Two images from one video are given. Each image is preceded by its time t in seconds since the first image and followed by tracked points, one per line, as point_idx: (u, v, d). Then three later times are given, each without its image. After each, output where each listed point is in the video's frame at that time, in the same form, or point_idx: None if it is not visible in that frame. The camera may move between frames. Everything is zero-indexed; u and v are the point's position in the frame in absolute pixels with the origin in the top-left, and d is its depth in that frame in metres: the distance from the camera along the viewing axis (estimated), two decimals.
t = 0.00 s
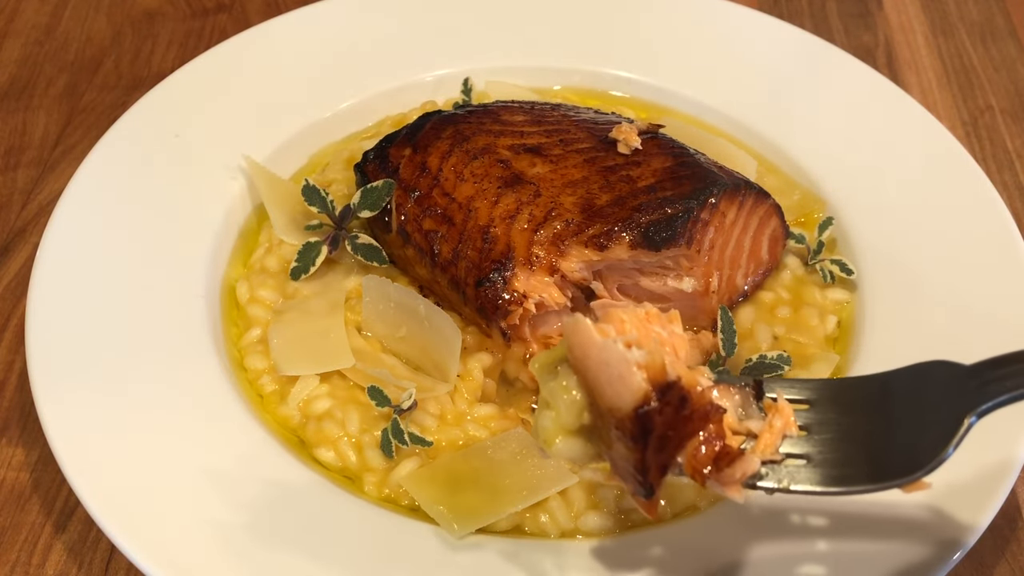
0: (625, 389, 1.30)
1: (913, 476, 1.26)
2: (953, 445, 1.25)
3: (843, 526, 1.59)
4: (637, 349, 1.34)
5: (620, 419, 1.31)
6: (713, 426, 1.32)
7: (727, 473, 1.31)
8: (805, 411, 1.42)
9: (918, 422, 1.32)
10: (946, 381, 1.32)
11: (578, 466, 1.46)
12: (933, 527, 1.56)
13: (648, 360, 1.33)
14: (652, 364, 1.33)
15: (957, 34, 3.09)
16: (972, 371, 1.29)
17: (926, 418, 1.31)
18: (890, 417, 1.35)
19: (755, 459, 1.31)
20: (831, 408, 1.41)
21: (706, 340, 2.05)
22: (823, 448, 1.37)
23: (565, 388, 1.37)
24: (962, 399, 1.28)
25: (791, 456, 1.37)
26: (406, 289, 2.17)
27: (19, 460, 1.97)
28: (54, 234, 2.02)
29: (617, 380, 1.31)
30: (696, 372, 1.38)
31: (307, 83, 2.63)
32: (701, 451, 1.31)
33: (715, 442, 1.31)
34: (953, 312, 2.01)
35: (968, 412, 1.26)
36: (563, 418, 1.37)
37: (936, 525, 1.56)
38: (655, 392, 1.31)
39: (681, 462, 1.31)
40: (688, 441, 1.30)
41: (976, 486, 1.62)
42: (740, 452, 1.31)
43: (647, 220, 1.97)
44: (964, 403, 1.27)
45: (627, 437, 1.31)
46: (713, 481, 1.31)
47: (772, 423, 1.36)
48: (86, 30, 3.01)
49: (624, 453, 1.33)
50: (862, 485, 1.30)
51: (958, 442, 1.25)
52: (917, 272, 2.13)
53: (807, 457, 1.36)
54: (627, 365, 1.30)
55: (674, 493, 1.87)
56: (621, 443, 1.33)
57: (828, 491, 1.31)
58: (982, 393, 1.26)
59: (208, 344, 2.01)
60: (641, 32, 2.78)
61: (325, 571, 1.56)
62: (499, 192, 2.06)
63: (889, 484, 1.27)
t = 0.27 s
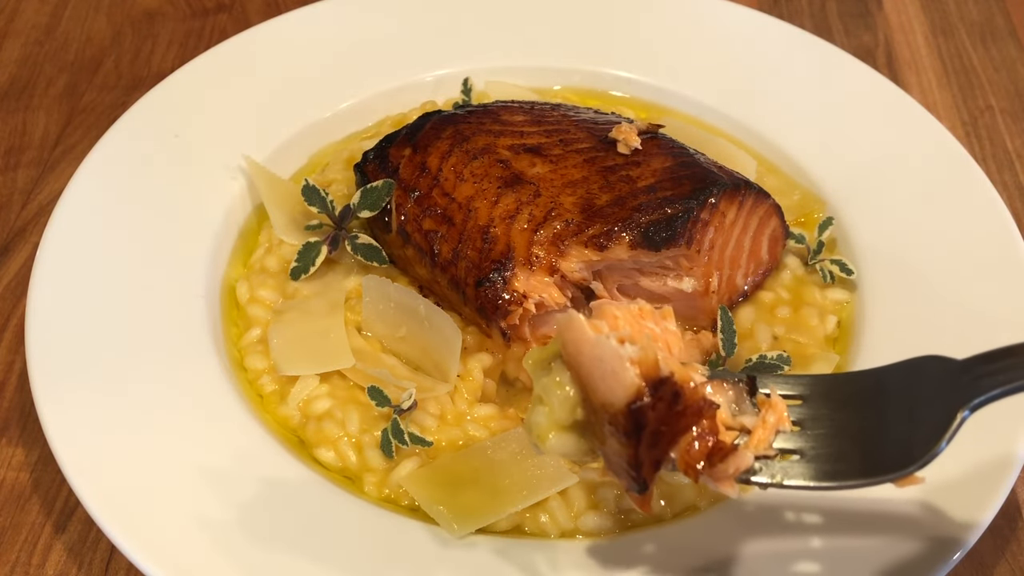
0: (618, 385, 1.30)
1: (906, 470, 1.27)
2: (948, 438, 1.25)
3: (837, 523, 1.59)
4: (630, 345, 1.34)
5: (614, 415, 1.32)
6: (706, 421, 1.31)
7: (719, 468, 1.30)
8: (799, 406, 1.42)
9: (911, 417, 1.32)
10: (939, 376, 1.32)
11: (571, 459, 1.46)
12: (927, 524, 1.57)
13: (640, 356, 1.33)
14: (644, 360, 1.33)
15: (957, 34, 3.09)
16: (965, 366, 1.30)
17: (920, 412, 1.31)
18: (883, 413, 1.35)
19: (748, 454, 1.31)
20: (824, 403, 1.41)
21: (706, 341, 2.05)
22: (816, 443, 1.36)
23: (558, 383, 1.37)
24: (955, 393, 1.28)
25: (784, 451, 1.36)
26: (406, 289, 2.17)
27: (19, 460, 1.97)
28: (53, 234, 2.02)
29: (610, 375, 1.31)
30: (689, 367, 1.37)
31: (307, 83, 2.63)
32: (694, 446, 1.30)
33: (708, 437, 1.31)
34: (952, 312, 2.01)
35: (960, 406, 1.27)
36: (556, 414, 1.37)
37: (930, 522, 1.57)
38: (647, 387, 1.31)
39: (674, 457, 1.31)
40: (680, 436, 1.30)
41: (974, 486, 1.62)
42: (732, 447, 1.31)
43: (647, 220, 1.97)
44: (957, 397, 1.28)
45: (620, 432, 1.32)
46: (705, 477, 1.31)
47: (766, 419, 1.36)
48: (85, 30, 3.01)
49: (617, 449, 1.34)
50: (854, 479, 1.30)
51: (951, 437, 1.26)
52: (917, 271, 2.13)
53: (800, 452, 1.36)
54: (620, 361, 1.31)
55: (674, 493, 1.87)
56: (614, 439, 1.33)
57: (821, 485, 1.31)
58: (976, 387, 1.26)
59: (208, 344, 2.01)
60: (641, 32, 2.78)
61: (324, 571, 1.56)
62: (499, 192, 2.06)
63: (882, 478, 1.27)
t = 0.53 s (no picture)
0: (614, 378, 1.30)
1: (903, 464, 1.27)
2: (943, 432, 1.26)
3: (834, 519, 1.61)
4: (625, 337, 1.34)
5: (610, 408, 1.32)
6: (703, 414, 1.33)
7: (715, 461, 1.32)
8: (794, 399, 1.41)
9: (907, 410, 1.32)
10: (934, 369, 1.33)
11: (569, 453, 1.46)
12: (925, 520, 1.58)
13: (637, 348, 1.33)
14: (641, 352, 1.33)
15: (957, 34, 3.09)
16: (960, 359, 1.30)
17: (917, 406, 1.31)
18: (879, 407, 1.35)
19: (744, 446, 1.33)
20: (820, 397, 1.40)
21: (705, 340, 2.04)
22: (812, 437, 1.37)
23: (555, 376, 1.37)
24: (951, 387, 1.29)
25: (781, 444, 1.37)
26: (406, 289, 2.17)
27: (19, 460, 1.97)
28: (53, 234, 2.02)
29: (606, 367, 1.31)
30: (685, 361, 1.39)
31: (307, 83, 2.63)
32: (691, 439, 1.32)
33: (705, 430, 1.33)
34: (952, 312, 2.01)
35: (956, 399, 1.27)
36: (552, 407, 1.37)
37: (928, 518, 1.59)
38: (643, 379, 1.31)
39: (670, 450, 1.32)
40: (678, 430, 1.32)
41: (974, 487, 1.62)
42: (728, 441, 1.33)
43: (647, 220, 1.97)
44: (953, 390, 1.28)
45: (616, 425, 1.32)
46: (702, 470, 1.32)
47: (762, 412, 1.37)
48: (85, 30, 3.01)
49: (614, 442, 1.34)
50: (851, 474, 1.30)
51: (947, 429, 1.26)
52: (918, 271, 2.13)
53: (797, 446, 1.37)
54: (616, 353, 1.30)
55: (673, 493, 1.87)
56: (610, 432, 1.34)
57: (817, 479, 1.31)
58: (971, 380, 1.27)
59: (208, 344, 2.01)
60: (641, 32, 2.78)
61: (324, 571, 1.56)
62: (499, 192, 2.06)
63: (880, 471, 1.28)
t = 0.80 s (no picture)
0: (624, 347, 1.24)
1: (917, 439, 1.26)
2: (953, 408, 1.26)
3: (833, 524, 1.60)
4: (637, 307, 1.27)
5: (619, 378, 1.26)
6: (713, 386, 1.24)
7: (727, 434, 1.23)
8: (803, 376, 1.37)
9: (917, 385, 1.31)
10: (944, 347, 1.32)
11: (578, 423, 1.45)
12: (926, 517, 1.58)
13: (648, 318, 1.27)
14: (651, 323, 1.26)
15: (957, 34, 3.09)
16: (970, 335, 1.30)
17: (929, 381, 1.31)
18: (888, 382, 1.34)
19: (754, 420, 1.25)
20: (830, 373, 1.37)
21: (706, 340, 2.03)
22: (822, 412, 1.33)
23: (564, 347, 1.32)
24: (962, 362, 1.29)
25: (789, 419, 1.33)
26: (406, 289, 2.17)
27: (19, 460, 1.97)
28: (53, 234, 2.02)
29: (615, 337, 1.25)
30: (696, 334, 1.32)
31: (307, 83, 2.63)
32: (700, 411, 1.24)
33: (715, 402, 1.24)
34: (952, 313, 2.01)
35: (967, 373, 1.27)
36: (561, 376, 1.33)
37: (929, 518, 1.58)
38: (654, 348, 1.24)
39: (680, 422, 1.24)
40: (689, 401, 1.22)
41: (974, 487, 1.61)
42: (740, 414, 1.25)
43: (647, 220, 1.97)
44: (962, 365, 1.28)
45: (626, 396, 1.25)
46: (711, 442, 1.24)
47: (771, 387, 1.30)
48: (85, 30, 3.01)
49: (623, 413, 1.27)
50: (865, 448, 1.27)
51: (957, 405, 1.26)
52: (918, 272, 2.13)
53: (806, 421, 1.33)
54: (628, 322, 1.25)
55: (673, 493, 1.89)
56: (619, 402, 1.27)
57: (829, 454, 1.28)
58: (982, 355, 1.27)
59: (208, 344, 2.01)
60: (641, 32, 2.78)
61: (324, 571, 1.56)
62: (499, 192, 2.06)
63: (893, 447, 1.25)
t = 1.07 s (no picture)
0: (673, 240, 1.40)
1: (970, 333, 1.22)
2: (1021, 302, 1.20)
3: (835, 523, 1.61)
4: (686, 199, 1.43)
5: (669, 271, 1.41)
6: (762, 284, 1.29)
7: (772, 330, 1.28)
8: (863, 280, 1.39)
9: (976, 288, 1.29)
10: (1005, 250, 1.30)
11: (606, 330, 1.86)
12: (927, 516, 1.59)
13: (699, 209, 1.41)
14: (701, 214, 1.40)
15: (957, 34, 3.09)
16: None
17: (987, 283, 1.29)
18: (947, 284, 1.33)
19: (802, 318, 1.27)
20: (891, 280, 1.39)
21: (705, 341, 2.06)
22: (879, 314, 1.35)
23: (606, 246, 1.66)
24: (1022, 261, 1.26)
25: (843, 318, 1.34)
26: (406, 289, 2.17)
27: (19, 460, 1.97)
28: (54, 234, 2.02)
29: (665, 226, 1.43)
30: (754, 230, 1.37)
31: (307, 83, 2.63)
32: (747, 309, 1.29)
33: (763, 300, 1.29)
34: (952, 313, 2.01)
35: None
36: (600, 271, 1.70)
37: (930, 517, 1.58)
38: (700, 241, 1.38)
39: (730, 315, 1.32)
40: (736, 297, 1.31)
41: (974, 488, 1.62)
42: (788, 309, 1.27)
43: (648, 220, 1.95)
44: None
45: (677, 290, 1.42)
46: (759, 338, 1.31)
47: (820, 290, 1.25)
48: (85, 30, 3.01)
49: (672, 308, 1.44)
50: (913, 342, 1.27)
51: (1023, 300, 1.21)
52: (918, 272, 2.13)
53: (859, 322, 1.34)
54: (671, 215, 1.43)
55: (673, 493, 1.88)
56: (669, 298, 1.44)
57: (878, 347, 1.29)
58: None
59: (208, 345, 2.01)
60: (641, 32, 2.78)
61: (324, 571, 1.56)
62: (499, 192, 2.06)
63: (950, 338, 1.22)
